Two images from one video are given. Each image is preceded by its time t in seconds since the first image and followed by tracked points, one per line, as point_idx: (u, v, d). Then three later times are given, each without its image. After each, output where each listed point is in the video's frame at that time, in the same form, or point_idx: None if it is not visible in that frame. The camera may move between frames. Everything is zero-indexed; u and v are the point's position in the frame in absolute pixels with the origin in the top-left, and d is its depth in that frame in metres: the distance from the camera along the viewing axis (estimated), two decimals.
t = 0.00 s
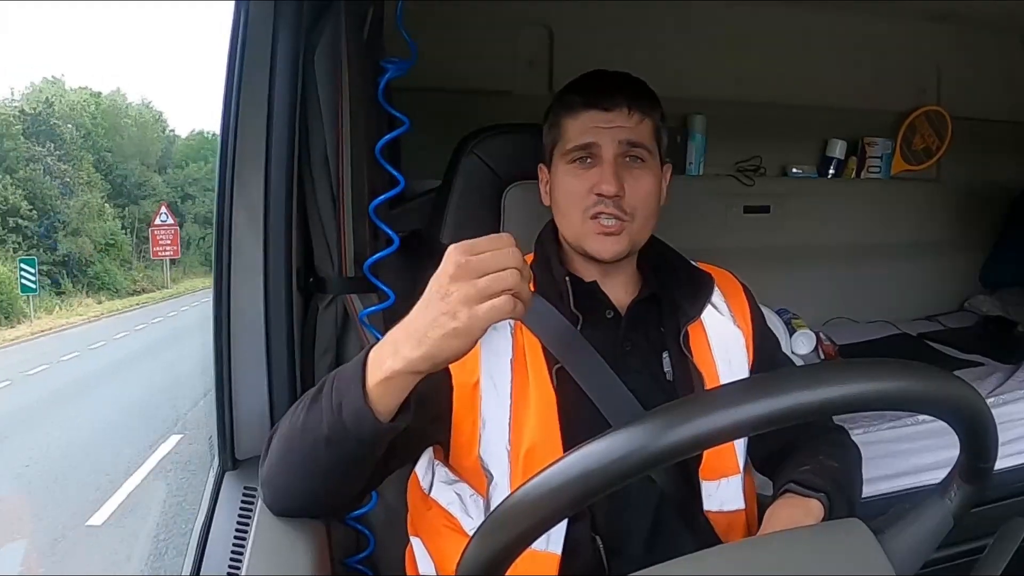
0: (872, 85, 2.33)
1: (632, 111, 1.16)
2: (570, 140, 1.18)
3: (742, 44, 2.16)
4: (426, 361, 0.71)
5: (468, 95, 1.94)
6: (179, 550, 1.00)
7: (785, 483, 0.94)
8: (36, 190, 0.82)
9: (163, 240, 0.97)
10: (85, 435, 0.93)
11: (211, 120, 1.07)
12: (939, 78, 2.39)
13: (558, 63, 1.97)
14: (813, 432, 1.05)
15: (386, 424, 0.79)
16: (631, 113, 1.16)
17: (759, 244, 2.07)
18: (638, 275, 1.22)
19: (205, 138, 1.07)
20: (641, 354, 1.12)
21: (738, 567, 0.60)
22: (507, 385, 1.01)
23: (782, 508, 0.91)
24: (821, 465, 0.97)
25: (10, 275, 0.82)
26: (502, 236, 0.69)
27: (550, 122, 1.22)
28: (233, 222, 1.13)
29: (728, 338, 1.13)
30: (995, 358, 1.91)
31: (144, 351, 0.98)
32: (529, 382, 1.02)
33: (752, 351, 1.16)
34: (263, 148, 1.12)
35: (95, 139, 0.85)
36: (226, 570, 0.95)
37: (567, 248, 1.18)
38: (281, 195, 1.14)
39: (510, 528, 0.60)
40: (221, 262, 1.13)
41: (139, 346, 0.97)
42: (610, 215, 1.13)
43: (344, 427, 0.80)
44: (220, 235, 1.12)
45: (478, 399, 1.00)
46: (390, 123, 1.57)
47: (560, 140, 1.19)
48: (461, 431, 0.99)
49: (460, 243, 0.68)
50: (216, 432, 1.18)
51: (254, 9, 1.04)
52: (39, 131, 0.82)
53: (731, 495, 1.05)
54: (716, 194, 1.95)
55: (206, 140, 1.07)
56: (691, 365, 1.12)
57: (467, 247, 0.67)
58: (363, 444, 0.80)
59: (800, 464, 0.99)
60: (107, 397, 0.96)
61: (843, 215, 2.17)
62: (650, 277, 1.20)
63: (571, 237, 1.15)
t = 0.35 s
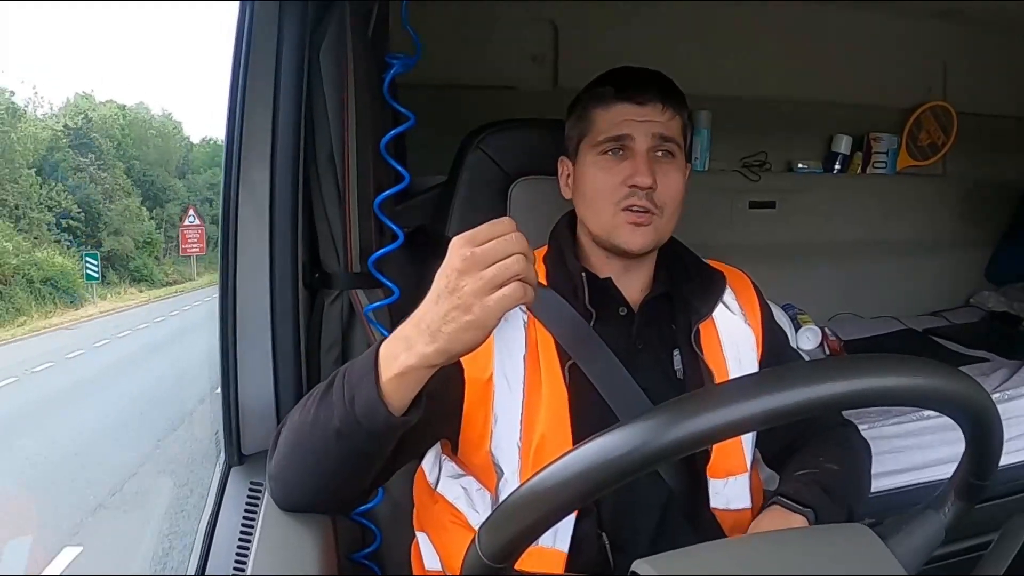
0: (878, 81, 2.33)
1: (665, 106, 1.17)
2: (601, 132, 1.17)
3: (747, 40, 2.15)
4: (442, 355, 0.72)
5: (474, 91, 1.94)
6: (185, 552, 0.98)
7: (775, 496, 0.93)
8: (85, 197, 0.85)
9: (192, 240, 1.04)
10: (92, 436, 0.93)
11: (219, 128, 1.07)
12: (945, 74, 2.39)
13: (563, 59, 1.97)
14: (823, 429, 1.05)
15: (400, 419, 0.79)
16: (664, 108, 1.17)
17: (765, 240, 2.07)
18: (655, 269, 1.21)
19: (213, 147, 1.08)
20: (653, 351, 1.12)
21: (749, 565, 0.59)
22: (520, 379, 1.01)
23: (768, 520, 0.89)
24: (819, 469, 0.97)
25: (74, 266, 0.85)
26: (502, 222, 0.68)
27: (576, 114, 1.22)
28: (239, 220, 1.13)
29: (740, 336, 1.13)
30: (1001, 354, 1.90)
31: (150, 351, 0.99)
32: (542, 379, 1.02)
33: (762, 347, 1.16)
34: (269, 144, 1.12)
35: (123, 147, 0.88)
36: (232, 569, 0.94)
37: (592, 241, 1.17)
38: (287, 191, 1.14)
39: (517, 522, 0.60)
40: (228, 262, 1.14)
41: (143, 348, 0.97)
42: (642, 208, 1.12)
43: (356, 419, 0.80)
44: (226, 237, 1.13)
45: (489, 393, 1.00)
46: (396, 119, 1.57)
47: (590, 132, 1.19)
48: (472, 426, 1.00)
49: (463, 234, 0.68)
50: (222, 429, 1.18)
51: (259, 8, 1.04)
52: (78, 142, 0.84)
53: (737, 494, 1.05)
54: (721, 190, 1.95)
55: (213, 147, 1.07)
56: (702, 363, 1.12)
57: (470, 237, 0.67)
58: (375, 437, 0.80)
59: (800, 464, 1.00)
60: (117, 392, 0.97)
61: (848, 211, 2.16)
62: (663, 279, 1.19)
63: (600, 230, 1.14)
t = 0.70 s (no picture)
0: (879, 78, 2.32)
1: (627, 103, 1.15)
2: (568, 133, 1.18)
3: (748, 37, 2.15)
4: (443, 319, 0.71)
5: (474, 90, 1.93)
6: (187, 553, 0.98)
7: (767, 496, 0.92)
8: (120, 199, 0.89)
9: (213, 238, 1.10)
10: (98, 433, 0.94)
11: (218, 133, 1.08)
12: (946, 70, 2.38)
13: (564, 57, 1.97)
14: (824, 428, 1.05)
15: (403, 387, 0.79)
16: (626, 105, 1.15)
17: (766, 238, 2.07)
18: (644, 268, 1.21)
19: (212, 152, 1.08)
20: (647, 352, 1.12)
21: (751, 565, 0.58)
22: (513, 379, 1.01)
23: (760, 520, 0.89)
24: (813, 468, 0.97)
25: (120, 261, 0.89)
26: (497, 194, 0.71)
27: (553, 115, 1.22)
28: (239, 223, 1.13)
29: (735, 337, 1.13)
30: (1003, 351, 1.90)
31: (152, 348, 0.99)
32: (537, 383, 1.02)
33: (755, 346, 1.17)
34: (269, 147, 1.12)
35: (149, 152, 0.91)
36: (235, 568, 0.94)
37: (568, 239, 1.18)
38: (287, 193, 1.14)
39: (514, 522, 0.60)
40: (229, 263, 1.13)
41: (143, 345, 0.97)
42: (604, 206, 1.12)
43: (358, 395, 0.79)
44: (227, 240, 1.13)
45: (484, 394, 1.00)
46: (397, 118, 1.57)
47: (561, 134, 1.19)
48: (467, 430, 0.99)
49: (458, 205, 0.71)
50: (223, 430, 1.17)
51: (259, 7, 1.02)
52: (111, 151, 0.86)
53: (735, 494, 1.05)
54: (722, 188, 1.95)
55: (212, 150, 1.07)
56: (693, 361, 1.12)
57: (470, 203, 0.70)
58: (376, 411, 0.80)
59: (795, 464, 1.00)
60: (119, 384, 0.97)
61: (849, 208, 2.16)
62: (654, 274, 1.19)
63: (569, 229, 1.14)
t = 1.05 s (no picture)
0: (877, 81, 2.33)
1: (643, 107, 1.16)
2: (581, 136, 1.17)
3: (745, 40, 2.15)
4: (447, 345, 0.71)
5: (472, 96, 1.94)
6: (187, 554, 1.00)
7: (768, 496, 0.93)
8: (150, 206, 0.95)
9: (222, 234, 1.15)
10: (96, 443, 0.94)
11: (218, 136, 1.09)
12: (943, 73, 2.39)
13: (562, 61, 1.97)
14: (823, 430, 1.05)
15: (405, 410, 0.79)
16: (642, 109, 1.16)
17: (765, 241, 2.07)
18: (645, 272, 1.20)
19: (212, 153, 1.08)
20: (646, 356, 1.12)
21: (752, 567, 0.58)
22: (512, 384, 1.01)
23: (762, 520, 0.90)
24: (812, 469, 0.97)
25: (155, 256, 0.95)
26: (501, 217, 0.70)
27: (558, 118, 1.21)
28: (238, 227, 1.13)
29: (734, 340, 1.13)
30: (1002, 353, 1.90)
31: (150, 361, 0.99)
32: (535, 387, 1.02)
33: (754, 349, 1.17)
34: (269, 152, 1.12)
35: (171, 163, 0.96)
36: (235, 569, 0.95)
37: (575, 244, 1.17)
38: (287, 199, 1.14)
39: (515, 529, 0.60)
40: (228, 266, 1.13)
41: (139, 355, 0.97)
42: (624, 209, 1.12)
43: (360, 416, 0.80)
44: (226, 243, 1.13)
45: (483, 400, 1.00)
46: (395, 124, 1.57)
47: (570, 137, 1.18)
48: (466, 433, 1.00)
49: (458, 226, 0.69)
50: (224, 437, 1.17)
51: (257, 11, 1.03)
52: (141, 159, 0.92)
53: (735, 496, 1.05)
54: (721, 191, 1.95)
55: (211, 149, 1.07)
56: (692, 366, 1.12)
57: (472, 228, 0.68)
58: (377, 432, 0.81)
59: (793, 467, 1.00)
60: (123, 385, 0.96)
61: (847, 210, 2.16)
62: (653, 279, 1.19)
63: (584, 233, 1.14)
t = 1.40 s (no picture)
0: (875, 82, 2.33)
1: (652, 113, 1.17)
2: (590, 140, 1.17)
3: (743, 42, 2.15)
4: (447, 356, 0.70)
5: (470, 98, 1.94)
6: (188, 555, 0.99)
7: (769, 497, 0.93)
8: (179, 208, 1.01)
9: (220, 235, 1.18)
10: (80, 454, 0.92)
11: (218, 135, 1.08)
12: (941, 74, 2.39)
13: (560, 63, 1.97)
14: (822, 431, 1.05)
15: (403, 422, 0.79)
16: (651, 115, 1.17)
17: (764, 243, 2.07)
18: (643, 275, 1.20)
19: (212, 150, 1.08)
20: (643, 359, 1.12)
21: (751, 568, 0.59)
22: (512, 389, 1.01)
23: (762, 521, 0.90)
24: (811, 470, 0.97)
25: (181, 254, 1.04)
26: (505, 231, 0.68)
27: (563, 120, 1.21)
28: (237, 228, 1.13)
29: (732, 343, 1.13)
30: (1002, 354, 1.90)
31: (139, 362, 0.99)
32: (534, 390, 1.02)
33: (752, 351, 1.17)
34: (267, 154, 1.12)
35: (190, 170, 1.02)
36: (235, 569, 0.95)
37: (580, 249, 1.17)
38: (285, 201, 1.14)
39: (512, 533, 0.61)
40: (227, 267, 1.14)
41: (132, 354, 0.98)
42: (634, 215, 1.12)
43: (359, 426, 0.80)
44: (225, 246, 1.13)
45: (482, 404, 1.00)
46: (392, 127, 1.57)
47: (577, 140, 1.18)
48: (465, 436, 1.00)
49: (462, 237, 0.67)
50: (223, 440, 1.17)
51: (255, 13, 1.04)
52: (165, 166, 0.95)
53: (733, 499, 1.04)
54: (720, 192, 1.95)
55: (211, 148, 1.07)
56: (691, 370, 1.12)
57: (475, 242, 0.67)
58: (376, 442, 0.80)
59: (793, 468, 1.00)
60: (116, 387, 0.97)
61: (846, 212, 2.16)
62: (650, 282, 1.20)
63: (591, 238, 1.14)
